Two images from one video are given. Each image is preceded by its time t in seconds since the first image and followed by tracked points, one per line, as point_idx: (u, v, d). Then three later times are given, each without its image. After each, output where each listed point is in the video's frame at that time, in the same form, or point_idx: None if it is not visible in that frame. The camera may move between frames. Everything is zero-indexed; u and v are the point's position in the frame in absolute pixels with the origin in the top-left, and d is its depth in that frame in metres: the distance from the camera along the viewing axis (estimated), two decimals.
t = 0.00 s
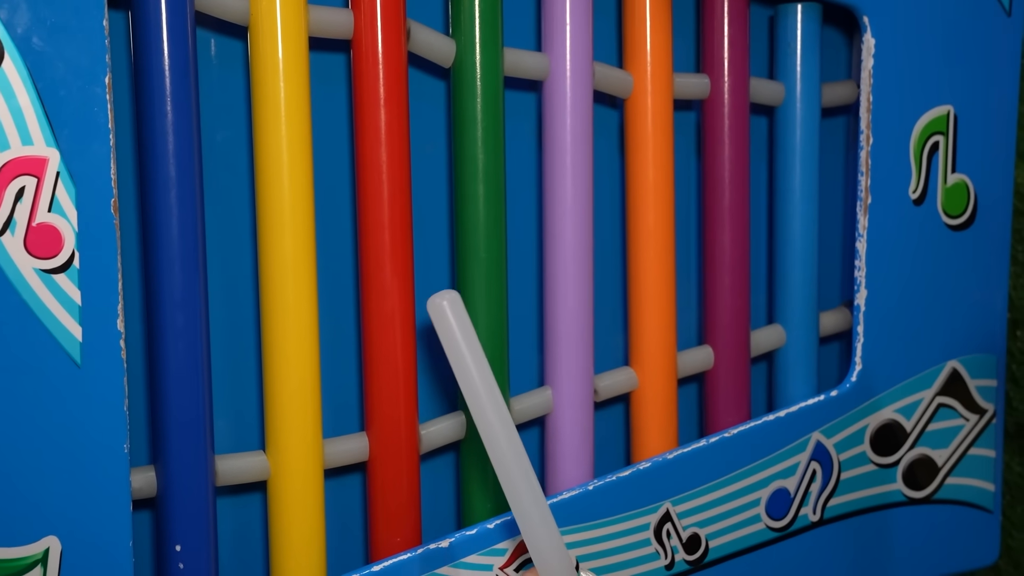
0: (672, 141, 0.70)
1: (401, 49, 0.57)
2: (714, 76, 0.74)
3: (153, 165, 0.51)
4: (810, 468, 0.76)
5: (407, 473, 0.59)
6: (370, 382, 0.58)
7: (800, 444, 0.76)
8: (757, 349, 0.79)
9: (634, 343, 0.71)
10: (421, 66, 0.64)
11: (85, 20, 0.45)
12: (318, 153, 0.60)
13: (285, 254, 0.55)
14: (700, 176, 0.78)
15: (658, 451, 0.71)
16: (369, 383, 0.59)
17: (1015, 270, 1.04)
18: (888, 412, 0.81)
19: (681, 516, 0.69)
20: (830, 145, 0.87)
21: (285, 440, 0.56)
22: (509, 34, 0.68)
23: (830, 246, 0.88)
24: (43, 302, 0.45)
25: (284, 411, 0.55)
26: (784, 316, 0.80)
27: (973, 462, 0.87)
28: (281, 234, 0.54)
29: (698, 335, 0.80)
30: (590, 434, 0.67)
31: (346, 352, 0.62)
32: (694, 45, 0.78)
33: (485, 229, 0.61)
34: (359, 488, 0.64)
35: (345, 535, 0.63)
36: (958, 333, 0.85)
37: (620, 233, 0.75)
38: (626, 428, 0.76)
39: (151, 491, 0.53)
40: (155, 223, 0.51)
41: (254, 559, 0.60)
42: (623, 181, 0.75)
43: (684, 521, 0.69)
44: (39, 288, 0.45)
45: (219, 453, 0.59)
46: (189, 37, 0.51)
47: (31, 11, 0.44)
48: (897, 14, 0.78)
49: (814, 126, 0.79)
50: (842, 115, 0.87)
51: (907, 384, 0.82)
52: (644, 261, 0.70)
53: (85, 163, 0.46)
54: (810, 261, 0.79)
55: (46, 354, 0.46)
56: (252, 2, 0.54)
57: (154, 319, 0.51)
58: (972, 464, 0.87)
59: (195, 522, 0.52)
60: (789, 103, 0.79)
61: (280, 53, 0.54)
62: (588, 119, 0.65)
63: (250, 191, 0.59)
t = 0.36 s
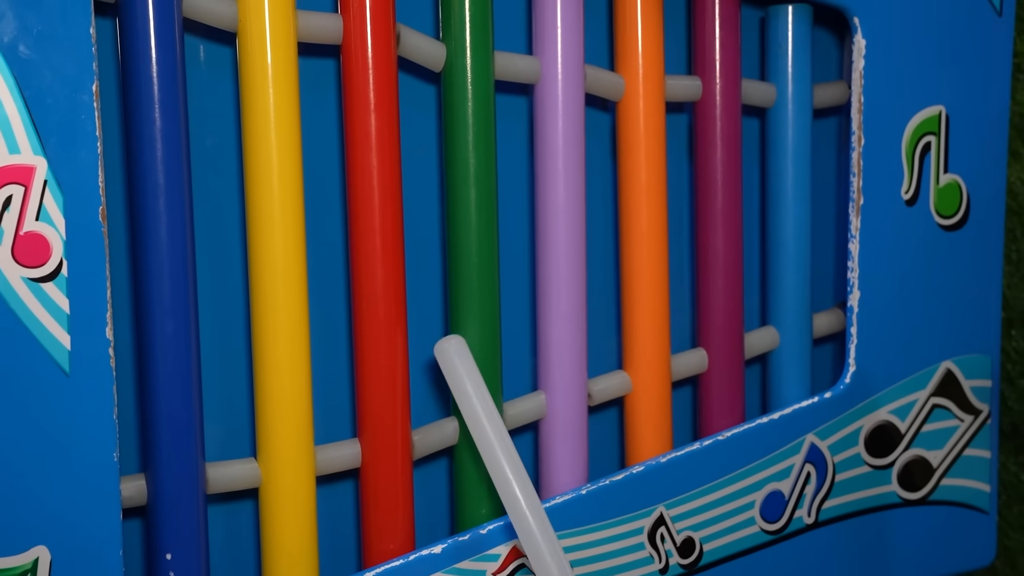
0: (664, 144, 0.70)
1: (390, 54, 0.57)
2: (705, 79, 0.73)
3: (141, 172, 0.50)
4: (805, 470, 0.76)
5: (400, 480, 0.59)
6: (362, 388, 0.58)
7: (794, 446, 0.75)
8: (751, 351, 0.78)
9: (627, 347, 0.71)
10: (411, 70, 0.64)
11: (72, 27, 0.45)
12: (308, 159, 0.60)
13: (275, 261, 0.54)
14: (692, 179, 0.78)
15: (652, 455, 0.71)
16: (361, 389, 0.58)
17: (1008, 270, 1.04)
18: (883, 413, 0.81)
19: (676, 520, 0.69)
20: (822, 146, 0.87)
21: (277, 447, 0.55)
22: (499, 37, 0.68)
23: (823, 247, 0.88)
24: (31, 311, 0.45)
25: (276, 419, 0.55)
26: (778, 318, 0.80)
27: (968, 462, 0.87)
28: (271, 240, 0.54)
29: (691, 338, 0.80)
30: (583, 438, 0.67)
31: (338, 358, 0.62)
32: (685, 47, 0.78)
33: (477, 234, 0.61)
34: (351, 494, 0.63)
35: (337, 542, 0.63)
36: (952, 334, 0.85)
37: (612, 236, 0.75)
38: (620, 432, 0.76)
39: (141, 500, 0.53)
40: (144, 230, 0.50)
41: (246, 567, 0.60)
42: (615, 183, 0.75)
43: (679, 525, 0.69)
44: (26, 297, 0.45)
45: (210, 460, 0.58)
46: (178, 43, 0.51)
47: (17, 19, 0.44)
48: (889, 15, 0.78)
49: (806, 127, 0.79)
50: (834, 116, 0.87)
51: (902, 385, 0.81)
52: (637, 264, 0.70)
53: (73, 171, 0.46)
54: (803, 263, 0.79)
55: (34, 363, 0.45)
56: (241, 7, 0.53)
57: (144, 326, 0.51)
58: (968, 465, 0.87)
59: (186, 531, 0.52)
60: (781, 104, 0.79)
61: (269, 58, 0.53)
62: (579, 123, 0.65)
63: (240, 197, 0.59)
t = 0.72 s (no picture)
0: (655, 147, 0.70)
1: (380, 57, 0.57)
2: (696, 82, 0.74)
3: (130, 177, 0.50)
4: (798, 473, 0.76)
5: (391, 484, 0.59)
6: (353, 393, 0.58)
7: (787, 448, 0.75)
8: (744, 354, 0.78)
9: (619, 350, 0.71)
10: (401, 75, 0.64)
11: (60, 33, 0.45)
12: (299, 163, 0.60)
13: (266, 266, 0.54)
14: (684, 182, 0.78)
15: (645, 458, 0.71)
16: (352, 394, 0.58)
17: (1000, 271, 1.04)
18: (876, 415, 0.81)
19: (669, 523, 0.69)
20: (814, 149, 0.87)
21: (267, 452, 0.55)
22: (489, 41, 0.68)
23: (815, 249, 0.88)
24: (20, 318, 0.45)
25: (267, 424, 0.55)
26: (770, 321, 0.80)
27: (961, 464, 0.87)
28: (262, 245, 0.54)
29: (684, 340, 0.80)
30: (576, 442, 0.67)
31: (329, 362, 0.62)
32: (677, 50, 0.78)
33: (468, 238, 0.61)
34: (343, 499, 0.63)
35: (330, 547, 0.63)
36: (945, 336, 0.85)
37: (604, 238, 0.75)
38: (613, 435, 0.76)
39: (132, 506, 0.53)
40: (133, 235, 0.50)
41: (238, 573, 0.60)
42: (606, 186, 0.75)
43: (672, 528, 0.69)
44: (15, 304, 0.45)
45: (201, 466, 0.58)
46: (166, 48, 0.51)
47: (4, 25, 0.44)
48: (880, 17, 0.78)
49: (798, 130, 0.79)
50: (826, 118, 0.87)
51: (895, 387, 0.82)
52: (629, 267, 0.70)
53: (60, 177, 0.45)
54: (795, 265, 0.79)
55: (22, 370, 0.45)
56: (230, 12, 0.53)
57: (134, 332, 0.51)
58: (960, 467, 0.87)
59: (176, 537, 0.52)
60: (772, 107, 0.79)
61: (259, 63, 0.53)
62: (570, 126, 0.65)
63: (230, 201, 0.59)
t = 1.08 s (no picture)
0: (654, 148, 0.70)
1: (380, 61, 0.57)
2: (695, 83, 0.74)
3: (132, 180, 0.50)
4: (798, 473, 0.77)
5: (392, 486, 0.59)
6: (353, 395, 0.58)
7: (787, 449, 0.76)
8: (743, 354, 0.79)
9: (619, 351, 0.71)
10: (400, 77, 0.64)
11: (62, 38, 0.45)
12: (299, 166, 0.60)
13: (267, 268, 0.55)
14: (683, 183, 0.79)
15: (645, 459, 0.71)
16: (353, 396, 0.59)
17: (999, 271, 1.04)
18: (876, 415, 0.81)
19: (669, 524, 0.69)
20: (812, 149, 0.87)
21: (268, 453, 0.56)
22: (488, 44, 0.68)
23: (814, 249, 0.88)
24: (24, 321, 0.45)
25: (268, 425, 0.55)
26: (769, 321, 0.80)
27: (960, 463, 0.87)
28: (262, 247, 0.54)
29: (683, 341, 0.80)
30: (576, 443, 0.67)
31: (330, 364, 0.63)
32: (675, 51, 0.79)
33: (468, 240, 0.61)
34: (344, 500, 0.64)
35: (331, 548, 0.63)
36: (944, 336, 0.85)
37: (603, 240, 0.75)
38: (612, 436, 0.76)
39: (135, 508, 0.53)
40: (135, 238, 0.51)
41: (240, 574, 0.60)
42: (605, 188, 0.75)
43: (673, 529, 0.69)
44: (18, 307, 0.45)
45: (203, 467, 0.59)
46: (167, 52, 0.51)
47: (7, 30, 0.44)
48: (877, 18, 0.78)
49: (796, 131, 0.79)
50: (824, 119, 0.87)
51: (894, 386, 0.82)
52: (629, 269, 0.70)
53: (63, 181, 0.46)
54: (794, 266, 0.79)
55: (26, 372, 0.45)
56: (230, 16, 0.54)
57: (136, 334, 0.51)
58: (960, 467, 0.87)
59: (178, 538, 0.52)
60: (770, 108, 0.79)
61: (259, 66, 0.54)
62: (569, 128, 0.65)
63: (230, 205, 0.59)
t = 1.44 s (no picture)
0: (654, 147, 0.71)
1: (380, 60, 0.57)
2: (694, 83, 0.74)
3: (132, 180, 0.51)
4: (797, 471, 0.77)
5: (392, 485, 0.59)
6: (353, 394, 0.58)
7: (786, 447, 0.76)
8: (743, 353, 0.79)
9: (619, 350, 0.71)
10: (400, 77, 0.64)
11: (62, 37, 0.45)
12: (299, 166, 0.61)
13: (267, 268, 0.55)
14: (682, 182, 0.79)
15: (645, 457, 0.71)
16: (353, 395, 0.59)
17: (999, 270, 1.04)
18: (875, 414, 0.81)
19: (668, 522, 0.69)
20: (811, 149, 0.87)
21: (268, 452, 0.56)
22: (488, 43, 0.68)
23: (813, 248, 0.88)
24: (24, 320, 0.45)
25: (268, 424, 0.55)
26: (769, 320, 0.80)
27: (959, 462, 0.87)
28: (263, 247, 0.54)
29: (683, 340, 0.81)
30: (576, 442, 0.67)
31: (330, 363, 0.63)
32: (675, 50, 0.79)
33: (468, 239, 0.61)
34: (344, 499, 0.64)
35: (332, 547, 0.63)
36: (943, 334, 0.85)
37: (603, 239, 0.75)
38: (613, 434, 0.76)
39: (136, 507, 0.53)
40: (135, 238, 0.51)
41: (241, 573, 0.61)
42: (605, 187, 0.75)
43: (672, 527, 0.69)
44: (18, 306, 0.45)
45: (203, 466, 0.59)
46: (167, 52, 0.51)
47: (6, 30, 0.44)
48: (877, 18, 0.78)
49: (795, 130, 0.79)
50: (823, 118, 0.87)
51: (894, 385, 0.82)
52: (629, 268, 0.70)
53: (63, 180, 0.46)
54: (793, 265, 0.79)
55: (27, 372, 0.46)
56: (230, 16, 0.54)
57: (136, 333, 0.51)
58: (959, 465, 0.87)
59: (178, 537, 0.52)
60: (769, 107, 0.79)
61: (259, 66, 0.54)
62: (569, 127, 0.65)
63: (230, 204, 0.59)
